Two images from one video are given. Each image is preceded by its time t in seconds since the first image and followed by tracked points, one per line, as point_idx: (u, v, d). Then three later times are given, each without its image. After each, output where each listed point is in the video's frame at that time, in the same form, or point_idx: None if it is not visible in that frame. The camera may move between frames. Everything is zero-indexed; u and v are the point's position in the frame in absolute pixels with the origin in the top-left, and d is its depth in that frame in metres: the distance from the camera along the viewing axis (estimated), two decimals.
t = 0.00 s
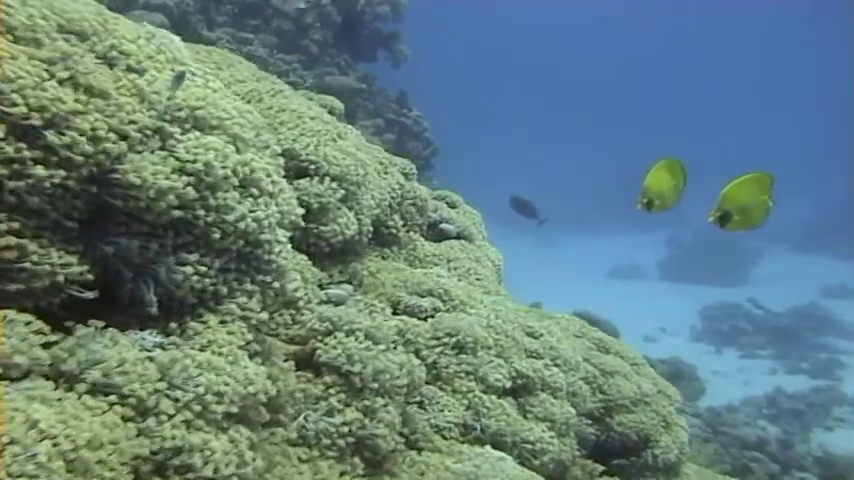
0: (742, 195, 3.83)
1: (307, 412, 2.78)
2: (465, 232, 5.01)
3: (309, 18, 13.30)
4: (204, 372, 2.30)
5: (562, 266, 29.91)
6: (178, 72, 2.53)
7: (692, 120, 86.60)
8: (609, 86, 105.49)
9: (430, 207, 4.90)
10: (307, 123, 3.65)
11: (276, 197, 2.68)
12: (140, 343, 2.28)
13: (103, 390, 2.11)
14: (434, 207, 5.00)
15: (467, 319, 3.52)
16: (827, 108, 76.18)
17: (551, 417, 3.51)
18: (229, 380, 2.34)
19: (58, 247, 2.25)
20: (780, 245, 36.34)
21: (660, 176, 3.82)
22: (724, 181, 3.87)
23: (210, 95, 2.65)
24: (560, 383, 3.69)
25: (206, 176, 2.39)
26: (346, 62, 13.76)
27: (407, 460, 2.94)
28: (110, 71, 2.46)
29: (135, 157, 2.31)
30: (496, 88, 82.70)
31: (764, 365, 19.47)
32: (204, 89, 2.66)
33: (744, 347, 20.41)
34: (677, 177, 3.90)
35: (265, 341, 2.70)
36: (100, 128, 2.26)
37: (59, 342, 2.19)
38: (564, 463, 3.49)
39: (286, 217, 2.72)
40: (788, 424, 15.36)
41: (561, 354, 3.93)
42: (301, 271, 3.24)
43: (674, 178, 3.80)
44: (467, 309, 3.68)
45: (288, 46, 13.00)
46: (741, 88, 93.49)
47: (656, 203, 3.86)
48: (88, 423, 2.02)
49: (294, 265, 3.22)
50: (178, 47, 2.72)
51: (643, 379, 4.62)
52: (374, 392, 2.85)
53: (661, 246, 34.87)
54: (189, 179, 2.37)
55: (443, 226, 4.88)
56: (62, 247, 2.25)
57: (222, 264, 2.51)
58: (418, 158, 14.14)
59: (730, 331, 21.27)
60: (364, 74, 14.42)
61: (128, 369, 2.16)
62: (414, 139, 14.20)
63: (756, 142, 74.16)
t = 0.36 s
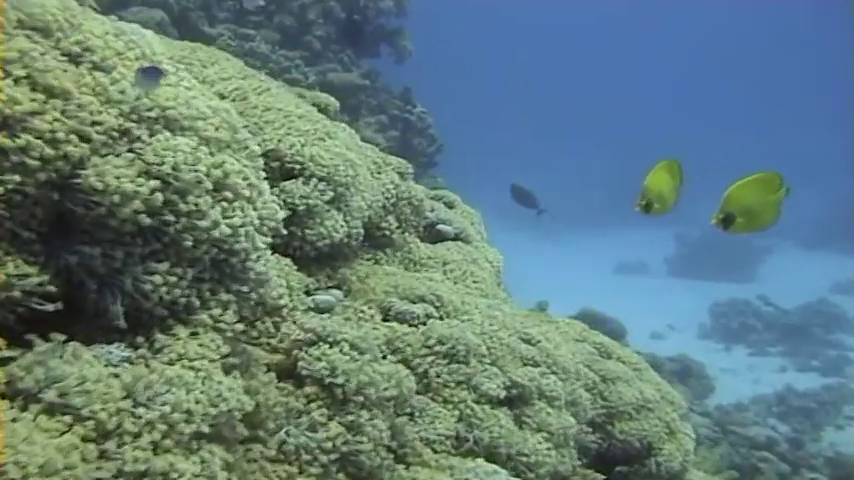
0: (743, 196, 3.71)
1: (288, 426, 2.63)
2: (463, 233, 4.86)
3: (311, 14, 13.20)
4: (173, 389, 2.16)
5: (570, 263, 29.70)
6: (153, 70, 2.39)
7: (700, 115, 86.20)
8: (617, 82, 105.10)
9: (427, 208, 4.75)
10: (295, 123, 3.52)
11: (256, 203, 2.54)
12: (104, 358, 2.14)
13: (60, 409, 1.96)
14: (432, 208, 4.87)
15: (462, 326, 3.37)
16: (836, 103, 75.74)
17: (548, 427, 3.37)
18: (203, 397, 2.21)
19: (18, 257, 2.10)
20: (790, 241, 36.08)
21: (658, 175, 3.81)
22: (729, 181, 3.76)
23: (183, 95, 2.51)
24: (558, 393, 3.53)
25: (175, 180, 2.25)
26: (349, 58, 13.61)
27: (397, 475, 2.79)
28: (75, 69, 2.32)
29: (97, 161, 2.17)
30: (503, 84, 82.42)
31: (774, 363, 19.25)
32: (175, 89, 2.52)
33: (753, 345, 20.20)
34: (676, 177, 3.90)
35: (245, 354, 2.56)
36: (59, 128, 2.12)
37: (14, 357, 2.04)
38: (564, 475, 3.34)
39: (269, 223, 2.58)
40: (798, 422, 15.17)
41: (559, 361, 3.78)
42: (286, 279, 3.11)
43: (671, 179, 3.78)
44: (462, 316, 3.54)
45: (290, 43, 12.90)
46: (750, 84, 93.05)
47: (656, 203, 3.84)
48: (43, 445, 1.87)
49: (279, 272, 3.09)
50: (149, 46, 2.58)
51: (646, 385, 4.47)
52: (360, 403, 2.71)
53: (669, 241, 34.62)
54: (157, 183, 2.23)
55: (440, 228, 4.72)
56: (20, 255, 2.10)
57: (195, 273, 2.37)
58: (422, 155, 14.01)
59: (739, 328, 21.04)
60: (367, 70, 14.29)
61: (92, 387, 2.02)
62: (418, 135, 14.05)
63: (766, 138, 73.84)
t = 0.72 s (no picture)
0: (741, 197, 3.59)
1: (261, 442, 2.49)
2: (456, 235, 4.73)
3: (311, 9, 13.12)
4: (131, 406, 2.04)
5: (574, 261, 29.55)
6: (117, 63, 2.25)
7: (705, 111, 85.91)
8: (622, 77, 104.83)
9: (418, 209, 4.62)
10: (276, 122, 3.39)
11: (227, 207, 2.41)
12: (56, 372, 2.02)
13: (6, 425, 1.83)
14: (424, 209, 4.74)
15: (449, 333, 3.23)
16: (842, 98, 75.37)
17: (540, 438, 3.21)
18: (165, 415, 2.08)
19: None
20: (795, 238, 35.88)
21: (652, 178, 3.89)
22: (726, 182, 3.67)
23: (151, 94, 2.40)
24: (552, 402, 3.38)
25: (136, 182, 2.14)
26: (349, 53, 13.49)
27: None
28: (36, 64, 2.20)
29: (52, 161, 2.06)
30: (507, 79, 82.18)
31: (779, 360, 19.06)
32: (143, 88, 2.41)
33: (758, 341, 20.02)
34: (675, 181, 3.96)
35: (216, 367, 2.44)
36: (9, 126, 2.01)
37: None
38: None
39: (242, 229, 2.45)
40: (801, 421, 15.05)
41: (552, 369, 3.64)
42: (264, 284, 2.99)
43: (661, 180, 3.84)
44: (451, 323, 3.40)
45: (289, 38, 12.82)
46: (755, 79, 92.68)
47: (652, 205, 3.92)
48: None
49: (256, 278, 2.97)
50: (114, 41, 2.47)
51: (644, 392, 4.34)
52: (336, 418, 2.58)
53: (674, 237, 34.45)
54: (118, 187, 2.12)
55: (433, 229, 4.60)
56: None
57: (160, 283, 2.25)
58: (423, 151, 13.91)
59: (744, 324, 20.84)
60: (368, 63, 14.20)
61: (40, 407, 1.89)
62: (418, 132, 13.96)
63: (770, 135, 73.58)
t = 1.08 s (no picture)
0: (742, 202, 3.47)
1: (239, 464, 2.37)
2: (452, 241, 4.59)
3: (312, 8, 13.01)
4: (89, 431, 1.92)
5: (579, 261, 29.41)
6: (77, 58, 2.14)
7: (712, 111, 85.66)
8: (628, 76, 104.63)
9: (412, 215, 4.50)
10: (261, 127, 3.31)
11: (198, 216, 2.32)
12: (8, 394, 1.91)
13: None
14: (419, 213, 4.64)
15: (438, 347, 3.12)
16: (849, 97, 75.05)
17: (535, 456, 3.09)
18: (126, 439, 1.97)
19: None
20: (801, 239, 35.67)
21: (650, 183, 3.80)
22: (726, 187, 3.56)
23: (117, 102, 2.29)
24: (547, 417, 3.27)
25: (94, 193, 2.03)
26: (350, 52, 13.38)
27: None
28: None
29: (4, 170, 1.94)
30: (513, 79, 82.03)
31: (785, 361, 18.90)
32: (108, 95, 2.30)
33: (764, 342, 19.85)
34: (674, 188, 3.88)
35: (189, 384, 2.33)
36: None
37: None
38: None
39: (214, 242, 2.36)
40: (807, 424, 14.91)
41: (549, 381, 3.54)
42: (246, 296, 2.89)
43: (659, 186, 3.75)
44: (443, 336, 3.28)
45: (291, 37, 12.73)
46: (762, 79, 92.41)
47: (650, 212, 3.83)
48: None
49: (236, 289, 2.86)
50: (78, 46, 2.36)
51: (644, 402, 4.21)
52: (317, 437, 2.46)
53: (679, 236, 34.31)
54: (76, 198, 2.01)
55: (428, 234, 4.46)
56: None
57: (124, 300, 2.14)
58: (424, 151, 13.81)
59: (750, 325, 20.67)
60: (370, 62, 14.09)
61: None
62: (420, 132, 13.86)
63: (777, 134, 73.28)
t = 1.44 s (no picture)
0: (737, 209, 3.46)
1: None
2: (443, 244, 4.48)
3: (310, 4, 12.93)
4: (31, 452, 1.87)
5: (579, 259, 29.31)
6: (31, 56, 2.08)
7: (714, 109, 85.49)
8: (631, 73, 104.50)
9: (402, 218, 4.40)
10: (240, 127, 3.23)
11: (162, 223, 2.24)
12: None
13: None
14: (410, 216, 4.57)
15: (421, 358, 3.05)
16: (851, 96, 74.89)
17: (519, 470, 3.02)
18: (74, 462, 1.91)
19: None
20: (803, 238, 35.57)
21: (643, 190, 3.85)
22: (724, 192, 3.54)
23: (73, 102, 2.21)
24: (534, 429, 3.18)
25: (39, 203, 1.98)
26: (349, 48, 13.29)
27: None
28: None
29: None
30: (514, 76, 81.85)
31: (785, 361, 18.82)
32: (67, 96, 2.23)
33: (764, 341, 19.76)
34: (667, 191, 3.89)
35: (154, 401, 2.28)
36: None
37: None
38: None
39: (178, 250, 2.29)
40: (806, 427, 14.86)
41: (538, 392, 3.46)
42: (222, 304, 2.83)
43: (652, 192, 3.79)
44: (427, 344, 3.20)
45: (289, 33, 12.63)
46: (764, 77, 92.23)
47: (644, 216, 3.87)
48: None
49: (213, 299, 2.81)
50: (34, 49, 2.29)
51: (638, 412, 4.14)
52: (291, 454, 2.39)
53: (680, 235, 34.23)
54: (23, 207, 1.96)
55: (419, 237, 4.35)
56: None
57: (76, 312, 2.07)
58: (424, 149, 13.71)
59: (750, 324, 20.57)
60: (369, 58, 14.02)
61: None
62: (419, 130, 13.79)
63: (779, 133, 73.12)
